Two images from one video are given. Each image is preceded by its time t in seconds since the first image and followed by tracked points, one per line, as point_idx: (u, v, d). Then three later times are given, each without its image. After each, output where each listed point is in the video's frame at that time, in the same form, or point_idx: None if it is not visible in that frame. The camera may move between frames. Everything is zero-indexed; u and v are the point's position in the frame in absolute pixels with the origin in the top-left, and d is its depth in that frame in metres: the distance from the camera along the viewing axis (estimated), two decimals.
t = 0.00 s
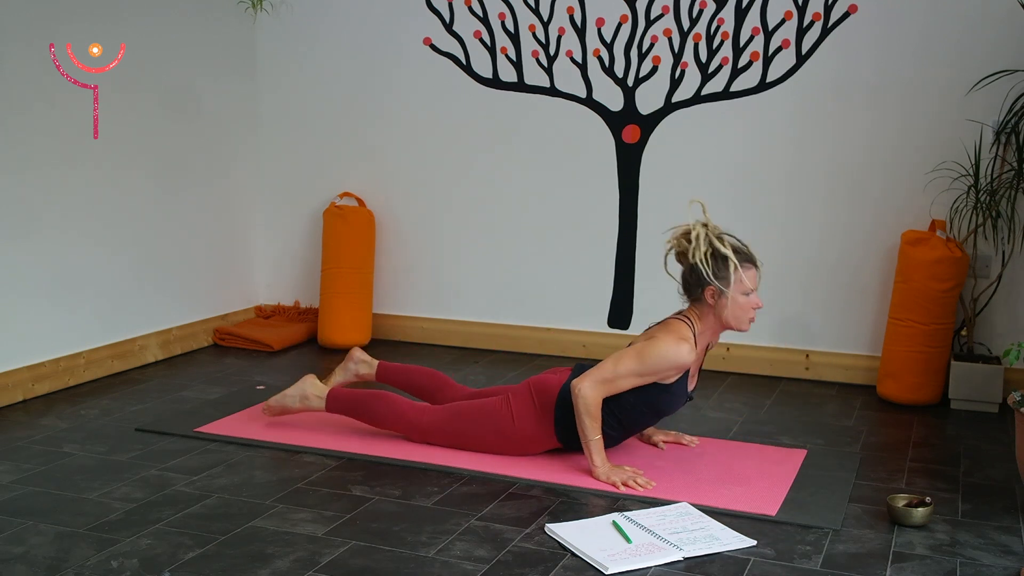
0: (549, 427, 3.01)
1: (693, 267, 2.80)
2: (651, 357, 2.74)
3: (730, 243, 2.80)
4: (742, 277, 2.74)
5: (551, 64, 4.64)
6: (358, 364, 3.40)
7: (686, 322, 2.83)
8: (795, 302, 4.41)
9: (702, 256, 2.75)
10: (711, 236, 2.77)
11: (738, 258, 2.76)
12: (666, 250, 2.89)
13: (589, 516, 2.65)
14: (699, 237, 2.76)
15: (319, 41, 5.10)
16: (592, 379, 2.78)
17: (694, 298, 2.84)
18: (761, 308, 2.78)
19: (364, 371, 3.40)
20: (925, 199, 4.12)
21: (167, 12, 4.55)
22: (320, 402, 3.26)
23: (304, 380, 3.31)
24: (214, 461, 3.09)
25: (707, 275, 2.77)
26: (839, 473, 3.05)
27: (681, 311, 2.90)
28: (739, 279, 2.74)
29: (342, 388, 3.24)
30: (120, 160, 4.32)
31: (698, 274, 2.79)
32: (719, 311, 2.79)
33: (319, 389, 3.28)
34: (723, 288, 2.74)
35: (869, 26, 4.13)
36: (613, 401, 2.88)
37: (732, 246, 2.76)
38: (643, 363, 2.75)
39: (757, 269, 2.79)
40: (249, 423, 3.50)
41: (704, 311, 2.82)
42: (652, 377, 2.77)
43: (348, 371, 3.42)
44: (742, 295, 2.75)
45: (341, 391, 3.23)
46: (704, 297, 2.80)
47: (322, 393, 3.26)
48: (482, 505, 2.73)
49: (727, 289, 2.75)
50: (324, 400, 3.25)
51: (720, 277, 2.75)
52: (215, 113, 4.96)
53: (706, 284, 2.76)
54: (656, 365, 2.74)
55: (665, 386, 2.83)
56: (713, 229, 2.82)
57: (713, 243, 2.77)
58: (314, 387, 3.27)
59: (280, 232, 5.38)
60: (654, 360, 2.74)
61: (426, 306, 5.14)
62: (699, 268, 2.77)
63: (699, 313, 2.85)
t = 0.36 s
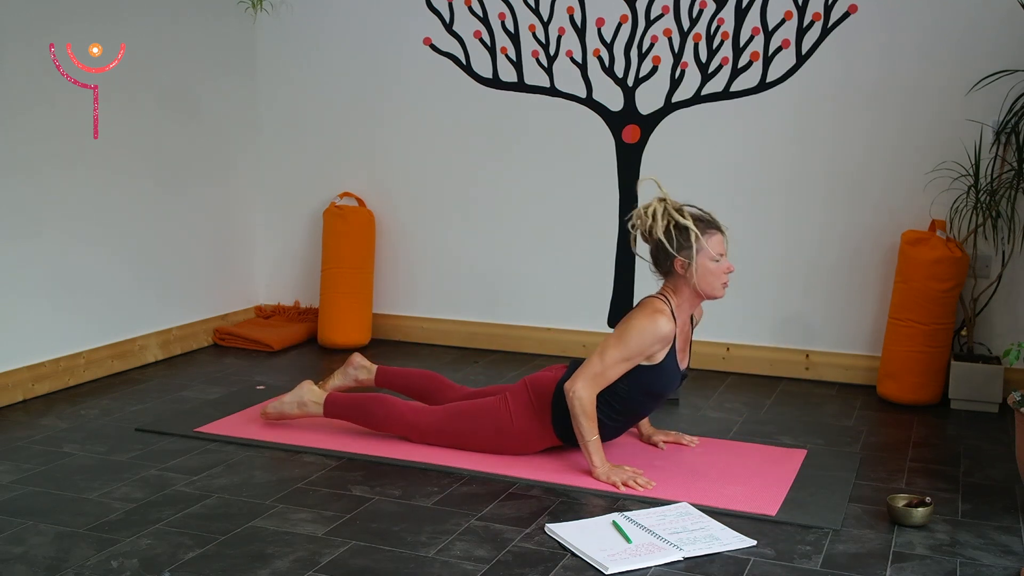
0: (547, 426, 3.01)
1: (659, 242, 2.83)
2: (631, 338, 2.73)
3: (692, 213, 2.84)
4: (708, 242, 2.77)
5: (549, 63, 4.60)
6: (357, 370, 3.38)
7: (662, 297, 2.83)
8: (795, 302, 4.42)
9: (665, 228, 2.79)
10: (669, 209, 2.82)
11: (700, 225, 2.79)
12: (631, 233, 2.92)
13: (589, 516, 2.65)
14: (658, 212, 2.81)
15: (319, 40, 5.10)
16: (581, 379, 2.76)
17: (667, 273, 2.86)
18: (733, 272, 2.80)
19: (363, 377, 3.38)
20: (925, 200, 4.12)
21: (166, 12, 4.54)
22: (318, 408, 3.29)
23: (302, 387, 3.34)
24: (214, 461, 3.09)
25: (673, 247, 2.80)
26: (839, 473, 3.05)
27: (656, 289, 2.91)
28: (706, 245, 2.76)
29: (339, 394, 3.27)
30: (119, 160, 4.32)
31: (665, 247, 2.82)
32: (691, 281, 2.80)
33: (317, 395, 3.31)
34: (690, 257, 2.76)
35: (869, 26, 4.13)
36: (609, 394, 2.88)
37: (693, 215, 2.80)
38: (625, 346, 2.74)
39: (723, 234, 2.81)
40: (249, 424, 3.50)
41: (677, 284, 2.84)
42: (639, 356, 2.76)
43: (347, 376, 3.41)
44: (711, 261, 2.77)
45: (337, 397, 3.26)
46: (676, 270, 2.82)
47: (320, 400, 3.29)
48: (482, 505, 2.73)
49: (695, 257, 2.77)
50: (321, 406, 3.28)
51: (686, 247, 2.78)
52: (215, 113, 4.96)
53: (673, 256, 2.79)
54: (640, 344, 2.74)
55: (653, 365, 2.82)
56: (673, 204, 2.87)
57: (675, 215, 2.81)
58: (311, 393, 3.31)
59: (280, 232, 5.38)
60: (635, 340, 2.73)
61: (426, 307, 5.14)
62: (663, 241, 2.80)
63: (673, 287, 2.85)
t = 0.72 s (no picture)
0: (546, 426, 2.98)
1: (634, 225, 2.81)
2: (616, 326, 2.71)
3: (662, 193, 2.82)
4: (682, 219, 2.76)
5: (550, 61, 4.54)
6: (355, 374, 3.37)
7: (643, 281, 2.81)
8: (796, 301, 4.39)
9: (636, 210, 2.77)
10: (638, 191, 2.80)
11: (671, 204, 2.78)
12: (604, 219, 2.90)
13: (589, 518, 2.62)
14: (627, 196, 2.79)
15: (318, 38, 5.07)
16: (574, 380, 2.74)
17: (644, 257, 2.84)
18: (709, 247, 2.79)
19: (361, 381, 3.38)
20: (928, 199, 4.09)
21: (165, 11, 4.52)
22: (316, 411, 3.27)
23: (298, 389, 3.31)
24: (212, 462, 3.06)
25: (647, 229, 2.78)
26: (842, 474, 3.02)
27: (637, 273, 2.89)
28: (679, 223, 2.75)
29: (336, 396, 3.24)
30: (118, 159, 4.30)
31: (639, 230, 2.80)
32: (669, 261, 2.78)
33: (314, 398, 3.29)
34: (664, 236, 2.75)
35: (871, 23, 4.10)
36: (606, 386, 2.85)
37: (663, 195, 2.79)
38: (612, 336, 2.71)
39: (696, 211, 2.80)
40: (247, 425, 3.47)
41: (656, 267, 2.82)
42: (628, 343, 2.74)
43: (345, 380, 3.39)
44: (687, 238, 2.76)
45: (335, 399, 3.23)
46: (653, 252, 2.80)
47: (318, 402, 3.27)
48: (481, 506, 2.70)
49: (670, 235, 2.76)
50: (319, 408, 3.26)
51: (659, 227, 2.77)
52: (213, 112, 4.93)
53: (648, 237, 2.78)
54: (627, 330, 2.71)
55: (646, 351, 2.79)
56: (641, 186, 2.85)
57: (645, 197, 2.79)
58: (308, 396, 3.29)
59: (279, 231, 5.36)
60: (620, 327, 2.71)
61: (426, 307, 5.11)
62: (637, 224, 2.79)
63: (652, 269, 2.84)
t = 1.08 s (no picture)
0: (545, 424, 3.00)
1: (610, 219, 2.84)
2: (603, 320, 2.72)
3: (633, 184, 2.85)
4: (655, 205, 2.79)
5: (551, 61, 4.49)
6: (356, 379, 3.38)
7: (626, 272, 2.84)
8: (796, 302, 4.41)
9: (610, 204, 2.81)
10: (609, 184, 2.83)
11: (643, 192, 2.82)
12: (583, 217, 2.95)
13: (589, 517, 2.64)
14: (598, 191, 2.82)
15: (319, 40, 5.09)
16: (570, 382, 2.76)
17: (625, 248, 2.87)
18: (687, 230, 2.82)
19: (361, 386, 3.38)
20: (927, 200, 4.11)
21: (166, 12, 4.54)
22: (315, 414, 3.29)
23: (298, 393, 3.34)
24: (214, 462, 3.08)
25: (623, 220, 2.82)
26: (841, 475, 3.04)
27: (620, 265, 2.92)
28: (653, 210, 2.79)
29: (336, 398, 3.26)
30: (119, 160, 4.31)
31: (615, 222, 2.84)
32: (648, 250, 2.81)
33: (314, 401, 3.31)
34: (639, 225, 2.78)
35: (870, 26, 4.12)
36: (602, 379, 2.86)
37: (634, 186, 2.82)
38: (600, 331, 2.73)
39: (669, 196, 2.84)
40: (249, 425, 3.49)
41: (637, 257, 2.85)
42: (618, 335, 2.75)
43: (346, 385, 3.40)
44: (662, 224, 2.79)
45: (334, 402, 3.25)
46: (633, 243, 2.83)
47: (317, 406, 3.29)
48: (482, 506, 2.72)
49: (645, 223, 2.79)
50: (319, 411, 3.28)
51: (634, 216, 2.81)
52: (215, 113, 4.95)
53: (625, 228, 2.81)
54: (615, 321, 2.72)
55: (637, 340, 2.80)
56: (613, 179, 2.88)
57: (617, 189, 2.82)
58: (308, 399, 3.31)
59: (280, 231, 5.37)
60: (607, 320, 2.72)
61: (427, 308, 5.13)
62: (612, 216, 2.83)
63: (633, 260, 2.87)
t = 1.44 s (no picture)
0: (543, 423, 3.01)
1: (588, 219, 2.88)
2: (594, 315, 2.73)
3: (603, 181, 2.92)
4: (629, 195, 2.85)
5: (550, 63, 4.52)
6: (354, 380, 3.36)
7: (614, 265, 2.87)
8: (795, 301, 4.41)
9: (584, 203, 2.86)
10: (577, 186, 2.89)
11: (614, 185, 2.88)
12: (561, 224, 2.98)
13: (589, 516, 2.65)
14: (569, 194, 2.88)
15: (319, 40, 5.09)
16: (569, 381, 2.77)
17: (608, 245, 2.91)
18: (664, 212, 2.87)
19: (360, 387, 3.37)
20: (925, 200, 4.11)
21: (166, 12, 4.54)
22: (314, 413, 3.30)
23: (296, 393, 3.34)
24: (214, 461, 3.08)
25: (600, 216, 2.86)
26: (839, 473, 3.05)
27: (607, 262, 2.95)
28: (628, 200, 2.84)
29: (334, 398, 3.26)
30: (119, 160, 4.32)
31: (593, 220, 2.88)
32: (631, 239, 2.85)
33: (312, 401, 3.32)
34: (616, 217, 2.84)
35: (869, 26, 4.12)
36: (599, 372, 2.88)
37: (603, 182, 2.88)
38: (592, 327, 2.73)
39: (640, 185, 2.90)
40: (248, 424, 3.49)
41: (622, 249, 2.88)
42: (611, 329, 2.75)
43: (345, 387, 3.39)
44: (639, 212, 2.84)
45: (333, 402, 3.25)
46: (615, 236, 2.87)
47: (316, 405, 3.30)
48: (481, 505, 2.72)
49: (622, 214, 2.84)
50: (318, 411, 3.28)
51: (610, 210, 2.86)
52: (215, 113, 4.95)
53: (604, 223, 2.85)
54: (606, 315, 2.73)
55: (629, 330, 2.80)
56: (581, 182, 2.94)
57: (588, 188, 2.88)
58: (306, 398, 3.32)
59: (281, 231, 5.38)
60: (598, 316, 2.72)
61: (426, 307, 5.13)
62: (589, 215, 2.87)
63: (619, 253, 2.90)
